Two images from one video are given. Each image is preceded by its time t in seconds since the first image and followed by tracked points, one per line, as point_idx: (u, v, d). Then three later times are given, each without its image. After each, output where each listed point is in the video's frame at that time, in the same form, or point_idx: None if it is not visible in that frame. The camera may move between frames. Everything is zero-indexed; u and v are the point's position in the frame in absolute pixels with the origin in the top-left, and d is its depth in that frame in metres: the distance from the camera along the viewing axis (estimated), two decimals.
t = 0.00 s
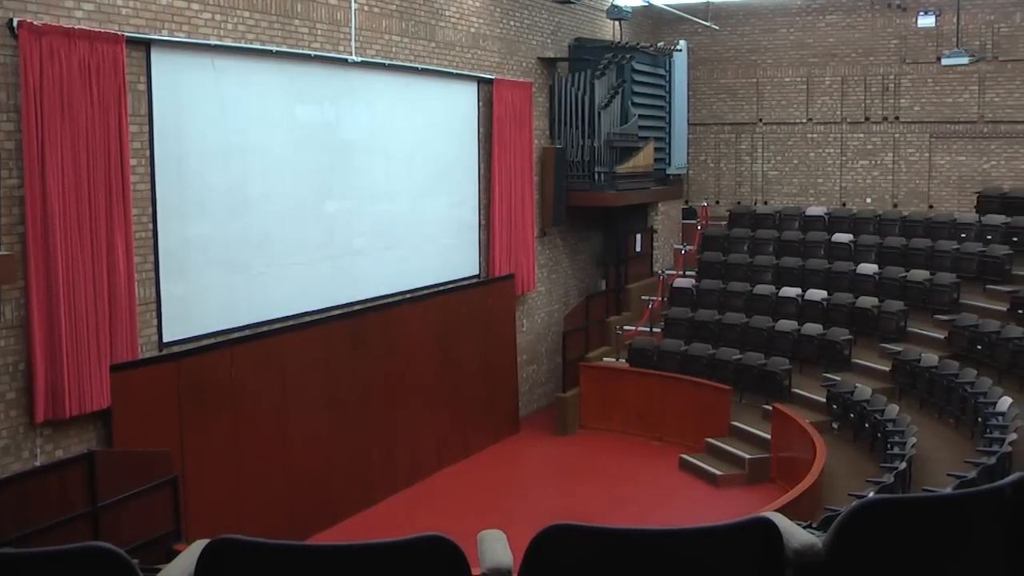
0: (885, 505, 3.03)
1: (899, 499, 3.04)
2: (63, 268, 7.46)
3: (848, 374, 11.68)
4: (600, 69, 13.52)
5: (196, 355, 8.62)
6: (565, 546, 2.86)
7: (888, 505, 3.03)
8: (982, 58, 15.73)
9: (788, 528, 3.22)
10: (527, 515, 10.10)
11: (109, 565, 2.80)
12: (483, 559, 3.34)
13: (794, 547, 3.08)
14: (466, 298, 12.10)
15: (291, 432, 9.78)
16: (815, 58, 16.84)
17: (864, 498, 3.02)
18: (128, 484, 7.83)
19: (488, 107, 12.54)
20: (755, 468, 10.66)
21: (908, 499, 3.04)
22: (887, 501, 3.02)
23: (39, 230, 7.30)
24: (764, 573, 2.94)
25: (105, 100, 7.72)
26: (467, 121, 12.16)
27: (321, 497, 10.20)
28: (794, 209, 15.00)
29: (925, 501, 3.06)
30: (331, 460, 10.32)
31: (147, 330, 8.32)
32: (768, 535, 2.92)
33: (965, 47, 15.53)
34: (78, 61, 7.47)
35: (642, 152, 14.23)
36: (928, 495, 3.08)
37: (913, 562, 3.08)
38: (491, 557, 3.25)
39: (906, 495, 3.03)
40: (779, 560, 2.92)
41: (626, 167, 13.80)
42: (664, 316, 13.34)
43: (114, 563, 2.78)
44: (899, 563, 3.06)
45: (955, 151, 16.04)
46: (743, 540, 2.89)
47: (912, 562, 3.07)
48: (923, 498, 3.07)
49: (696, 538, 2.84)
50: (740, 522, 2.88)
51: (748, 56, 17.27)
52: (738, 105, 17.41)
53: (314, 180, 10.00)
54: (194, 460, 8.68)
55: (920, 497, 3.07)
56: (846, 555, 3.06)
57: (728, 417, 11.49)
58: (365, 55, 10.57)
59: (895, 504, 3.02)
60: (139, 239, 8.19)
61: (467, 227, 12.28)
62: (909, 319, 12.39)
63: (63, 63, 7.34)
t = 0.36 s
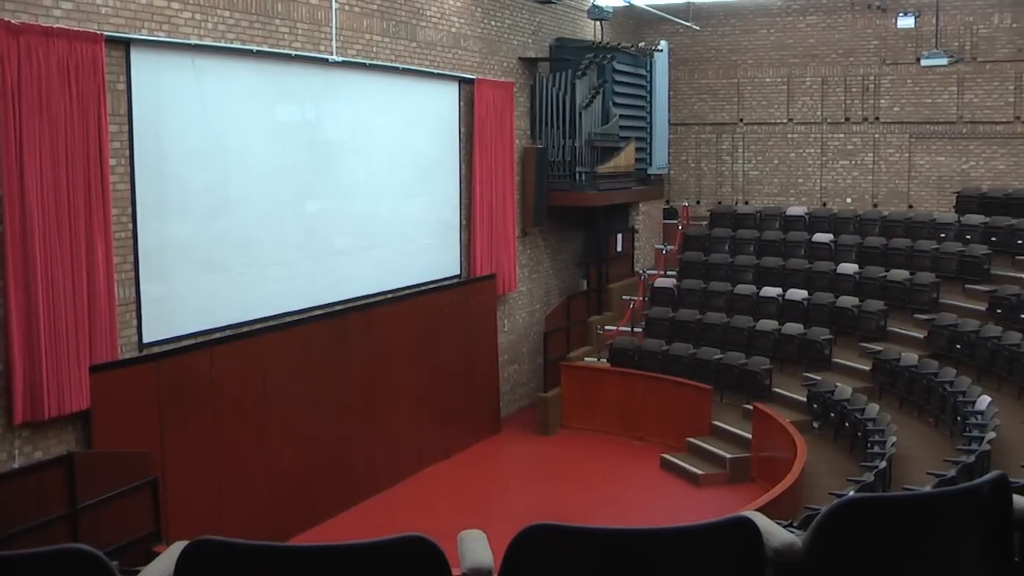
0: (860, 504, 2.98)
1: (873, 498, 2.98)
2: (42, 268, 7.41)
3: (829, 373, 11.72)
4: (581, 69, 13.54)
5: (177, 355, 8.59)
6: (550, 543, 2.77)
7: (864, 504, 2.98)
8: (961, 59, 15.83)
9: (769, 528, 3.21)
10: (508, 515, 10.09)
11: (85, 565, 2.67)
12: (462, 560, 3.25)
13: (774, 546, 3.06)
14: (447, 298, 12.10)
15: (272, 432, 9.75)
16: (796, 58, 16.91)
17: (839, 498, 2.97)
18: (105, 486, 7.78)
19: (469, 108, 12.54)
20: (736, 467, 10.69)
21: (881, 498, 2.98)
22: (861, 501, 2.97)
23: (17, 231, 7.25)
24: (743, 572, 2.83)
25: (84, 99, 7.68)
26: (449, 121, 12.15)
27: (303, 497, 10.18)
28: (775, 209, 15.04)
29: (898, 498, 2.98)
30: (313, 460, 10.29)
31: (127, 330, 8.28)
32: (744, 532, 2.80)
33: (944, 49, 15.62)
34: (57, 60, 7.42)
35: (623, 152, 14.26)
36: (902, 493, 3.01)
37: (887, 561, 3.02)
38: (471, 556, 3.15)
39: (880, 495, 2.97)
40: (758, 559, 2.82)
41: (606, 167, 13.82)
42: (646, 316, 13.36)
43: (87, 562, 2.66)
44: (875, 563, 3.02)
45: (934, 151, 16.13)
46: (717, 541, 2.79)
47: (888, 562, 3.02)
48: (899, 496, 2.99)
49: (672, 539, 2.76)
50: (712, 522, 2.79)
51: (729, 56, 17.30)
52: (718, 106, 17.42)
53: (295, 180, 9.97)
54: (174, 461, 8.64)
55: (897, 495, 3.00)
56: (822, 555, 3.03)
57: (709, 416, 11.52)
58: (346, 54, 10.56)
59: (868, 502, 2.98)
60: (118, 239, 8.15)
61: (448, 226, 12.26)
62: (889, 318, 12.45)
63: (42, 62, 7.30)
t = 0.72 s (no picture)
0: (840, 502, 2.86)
1: (853, 497, 2.86)
2: (23, 268, 7.37)
3: (812, 373, 11.75)
4: (565, 69, 13.54)
5: (160, 356, 8.55)
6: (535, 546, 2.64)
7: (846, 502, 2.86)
8: (943, 60, 15.92)
9: (750, 528, 3.05)
10: (491, 515, 10.09)
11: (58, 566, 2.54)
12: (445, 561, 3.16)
13: (756, 546, 2.91)
14: (431, 298, 12.09)
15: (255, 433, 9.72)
16: (779, 59, 16.95)
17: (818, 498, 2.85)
18: (87, 487, 7.76)
19: (452, 107, 12.52)
20: (720, 466, 10.70)
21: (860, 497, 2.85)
22: (840, 499, 2.85)
23: None
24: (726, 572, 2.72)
25: (66, 99, 7.64)
26: (432, 121, 12.14)
27: (286, 498, 10.14)
28: (758, 208, 15.06)
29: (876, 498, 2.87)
30: (296, 460, 10.26)
31: (109, 331, 8.23)
32: (726, 532, 2.71)
33: (926, 50, 15.69)
34: (38, 59, 7.37)
35: (607, 152, 14.29)
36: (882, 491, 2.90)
37: (864, 562, 2.91)
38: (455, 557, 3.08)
39: (858, 493, 2.85)
40: (738, 560, 2.71)
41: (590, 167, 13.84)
42: (629, 316, 13.37)
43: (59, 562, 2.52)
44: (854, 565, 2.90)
45: (916, 151, 16.20)
46: (702, 540, 2.68)
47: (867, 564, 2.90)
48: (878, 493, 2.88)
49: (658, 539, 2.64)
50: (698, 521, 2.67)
51: (712, 57, 17.32)
52: (702, 106, 17.44)
53: (278, 180, 9.94)
54: (156, 462, 8.59)
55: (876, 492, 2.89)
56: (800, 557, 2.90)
57: (693, 415, 11.54)
58: (329, 54, 10.53)
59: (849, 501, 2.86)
60: (101, 239, 8.11)
61: (431, 227, 12.24)
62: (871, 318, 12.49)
63: (23, 61, 7.25)
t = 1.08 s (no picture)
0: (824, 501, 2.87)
1: (834, 495, 2.88)
2: (5, 269, 7.33)
3: (797, 372, 11.78)
4: (550, 69, 13.54)
5: (145, 357, 8.52)
6: (522, 542, 2.66)
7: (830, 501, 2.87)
8: (927, 60, 15.98)
9: (735, 527, 3.08)
10: (476, 515, 10.08)
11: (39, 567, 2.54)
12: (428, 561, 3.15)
13: (740, 545, 2.93)
14: (417, 298, 12.08)
15: (240, 434, 9.69)
16: (763, 59, 16.99)
17: (802, 499, 2.85)
18: (70, 489, 7.71)
19: (438, 108, 12.51)
20: (705, 466, 10.71)
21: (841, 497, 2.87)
22: (823, 499, 2.86)
23: None
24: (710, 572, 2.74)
25: (49, 98, 7.59)
26: (418, 121, 12.13)
27: (271, 499, 10.11)
28: (743, 209, 15.09)
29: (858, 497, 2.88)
30: (280, 461, 10.23)
31: (92, 332, 8.19)
32: (711, 532, 2.72)
33: (910, 50, 15.75)
34: (21, 60, 7.34)
35: (592, 152, 14.30)
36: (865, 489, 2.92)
37: (848, 560, 2.92)
38: (439, 557, 3.09)
39: (841, 493, 2.87)
40: (725, 558, 2.74)
41: (575, 167, 13.85)
42: (615, 316, 13.38)
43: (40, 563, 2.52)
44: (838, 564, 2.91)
45: (900, 152, 16.27)
46: (687, 541, 2.70)
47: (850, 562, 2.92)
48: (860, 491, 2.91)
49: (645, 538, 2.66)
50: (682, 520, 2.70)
51: (697, 57, 17.34)
52: (687, 106, 17.47)
53: (262, 180, 9.91)
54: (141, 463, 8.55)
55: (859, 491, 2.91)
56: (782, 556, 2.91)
57: (678, 415, 11.55)
58: (314, 54, 10.51)
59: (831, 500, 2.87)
60: (84, 239, 8.07)
61: (417, 227, 12.23)
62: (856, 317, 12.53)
63: (5, 60, 7.21)
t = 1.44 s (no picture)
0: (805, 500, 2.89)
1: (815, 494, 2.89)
2: None
3: (782, 372, 11.81)
4: (535, 69, 13.54)
5: (128, 358, 8.48)
6: (504, 543, 2.68)
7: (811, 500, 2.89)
8: (910, 61, 16.04)
9: (721, 527, 3.11)
10: (461, 515, 10.08)
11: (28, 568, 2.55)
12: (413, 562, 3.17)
13: (724, 544, 2.97)
14: (402, 298, 12.07)
15: (224, 435, 9.66)
16: (748, 60, 17.02)
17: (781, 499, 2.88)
18: (54, 490, 7.68)
19: (422, 108, 12.50)
20: (690, 465, 10.74)
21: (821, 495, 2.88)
22: (803, 497, 2.88)
23: None
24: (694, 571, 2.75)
25: (30, 98, 7.55)
26: (403, 121, 12.12)
27: (255, 500, 10.08)
28: (727, 208, 15.11)
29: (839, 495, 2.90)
30: (265, 462, 10.20)
31: (76, 333, 8.15)
32: (692, 533, 2.73)
33: (893, 51, 15.80)
34: (4, 60, 7.29)
35: (577, 152, 14.31)
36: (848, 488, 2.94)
37: (832, 559, 2.93)
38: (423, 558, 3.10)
39: (820, 491, 2.88)
40: (709, 557, 2.74)
41: (560, 167, 13.87)
42: (600, 316, 13.39)
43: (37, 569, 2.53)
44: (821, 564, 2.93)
45: (884, 152, 16.34)
46: (664, 541, 2.70)
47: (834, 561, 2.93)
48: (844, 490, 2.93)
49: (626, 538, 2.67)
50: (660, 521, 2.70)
51: (682, 57, 17.37)
52: (672, 106, 17.51)
53: (247, 180, 9.89)
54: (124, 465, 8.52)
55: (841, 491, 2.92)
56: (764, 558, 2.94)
57: (663, 415, 11.58)
58: (298, 54, 10.49)
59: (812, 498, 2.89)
60: (67, 240, 8.03)
61: (401, 227, 12.22)
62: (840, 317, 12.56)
63: None
